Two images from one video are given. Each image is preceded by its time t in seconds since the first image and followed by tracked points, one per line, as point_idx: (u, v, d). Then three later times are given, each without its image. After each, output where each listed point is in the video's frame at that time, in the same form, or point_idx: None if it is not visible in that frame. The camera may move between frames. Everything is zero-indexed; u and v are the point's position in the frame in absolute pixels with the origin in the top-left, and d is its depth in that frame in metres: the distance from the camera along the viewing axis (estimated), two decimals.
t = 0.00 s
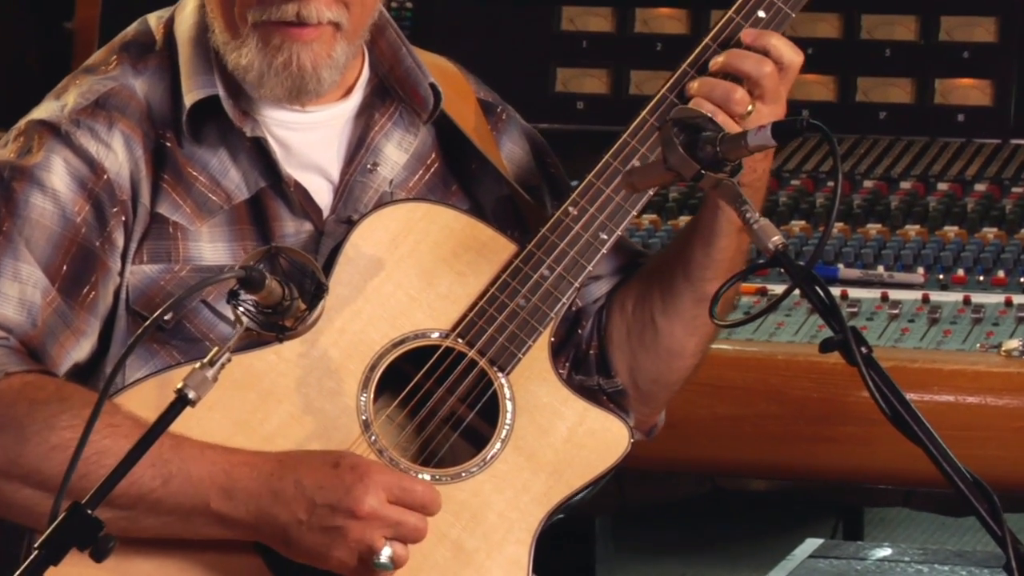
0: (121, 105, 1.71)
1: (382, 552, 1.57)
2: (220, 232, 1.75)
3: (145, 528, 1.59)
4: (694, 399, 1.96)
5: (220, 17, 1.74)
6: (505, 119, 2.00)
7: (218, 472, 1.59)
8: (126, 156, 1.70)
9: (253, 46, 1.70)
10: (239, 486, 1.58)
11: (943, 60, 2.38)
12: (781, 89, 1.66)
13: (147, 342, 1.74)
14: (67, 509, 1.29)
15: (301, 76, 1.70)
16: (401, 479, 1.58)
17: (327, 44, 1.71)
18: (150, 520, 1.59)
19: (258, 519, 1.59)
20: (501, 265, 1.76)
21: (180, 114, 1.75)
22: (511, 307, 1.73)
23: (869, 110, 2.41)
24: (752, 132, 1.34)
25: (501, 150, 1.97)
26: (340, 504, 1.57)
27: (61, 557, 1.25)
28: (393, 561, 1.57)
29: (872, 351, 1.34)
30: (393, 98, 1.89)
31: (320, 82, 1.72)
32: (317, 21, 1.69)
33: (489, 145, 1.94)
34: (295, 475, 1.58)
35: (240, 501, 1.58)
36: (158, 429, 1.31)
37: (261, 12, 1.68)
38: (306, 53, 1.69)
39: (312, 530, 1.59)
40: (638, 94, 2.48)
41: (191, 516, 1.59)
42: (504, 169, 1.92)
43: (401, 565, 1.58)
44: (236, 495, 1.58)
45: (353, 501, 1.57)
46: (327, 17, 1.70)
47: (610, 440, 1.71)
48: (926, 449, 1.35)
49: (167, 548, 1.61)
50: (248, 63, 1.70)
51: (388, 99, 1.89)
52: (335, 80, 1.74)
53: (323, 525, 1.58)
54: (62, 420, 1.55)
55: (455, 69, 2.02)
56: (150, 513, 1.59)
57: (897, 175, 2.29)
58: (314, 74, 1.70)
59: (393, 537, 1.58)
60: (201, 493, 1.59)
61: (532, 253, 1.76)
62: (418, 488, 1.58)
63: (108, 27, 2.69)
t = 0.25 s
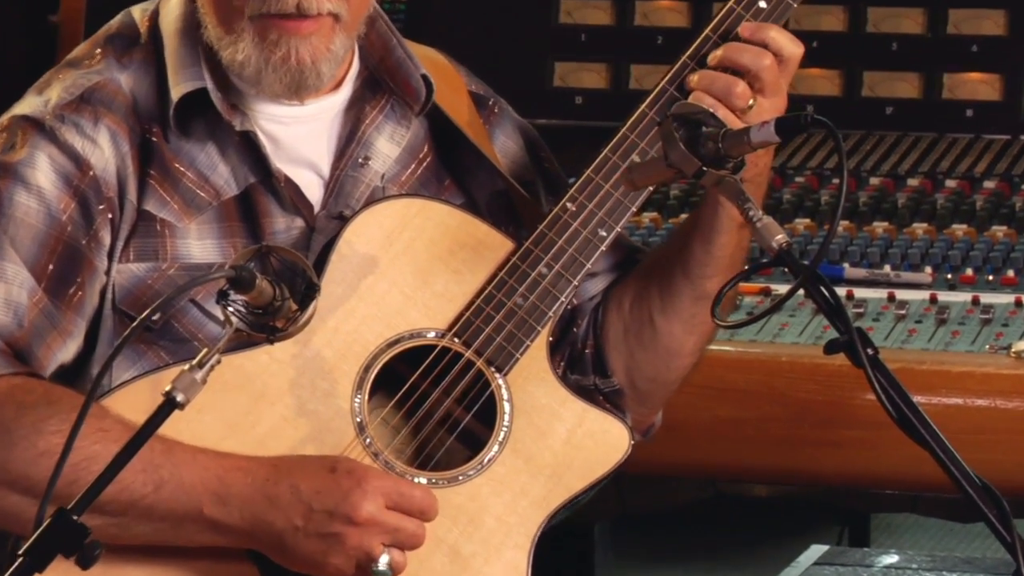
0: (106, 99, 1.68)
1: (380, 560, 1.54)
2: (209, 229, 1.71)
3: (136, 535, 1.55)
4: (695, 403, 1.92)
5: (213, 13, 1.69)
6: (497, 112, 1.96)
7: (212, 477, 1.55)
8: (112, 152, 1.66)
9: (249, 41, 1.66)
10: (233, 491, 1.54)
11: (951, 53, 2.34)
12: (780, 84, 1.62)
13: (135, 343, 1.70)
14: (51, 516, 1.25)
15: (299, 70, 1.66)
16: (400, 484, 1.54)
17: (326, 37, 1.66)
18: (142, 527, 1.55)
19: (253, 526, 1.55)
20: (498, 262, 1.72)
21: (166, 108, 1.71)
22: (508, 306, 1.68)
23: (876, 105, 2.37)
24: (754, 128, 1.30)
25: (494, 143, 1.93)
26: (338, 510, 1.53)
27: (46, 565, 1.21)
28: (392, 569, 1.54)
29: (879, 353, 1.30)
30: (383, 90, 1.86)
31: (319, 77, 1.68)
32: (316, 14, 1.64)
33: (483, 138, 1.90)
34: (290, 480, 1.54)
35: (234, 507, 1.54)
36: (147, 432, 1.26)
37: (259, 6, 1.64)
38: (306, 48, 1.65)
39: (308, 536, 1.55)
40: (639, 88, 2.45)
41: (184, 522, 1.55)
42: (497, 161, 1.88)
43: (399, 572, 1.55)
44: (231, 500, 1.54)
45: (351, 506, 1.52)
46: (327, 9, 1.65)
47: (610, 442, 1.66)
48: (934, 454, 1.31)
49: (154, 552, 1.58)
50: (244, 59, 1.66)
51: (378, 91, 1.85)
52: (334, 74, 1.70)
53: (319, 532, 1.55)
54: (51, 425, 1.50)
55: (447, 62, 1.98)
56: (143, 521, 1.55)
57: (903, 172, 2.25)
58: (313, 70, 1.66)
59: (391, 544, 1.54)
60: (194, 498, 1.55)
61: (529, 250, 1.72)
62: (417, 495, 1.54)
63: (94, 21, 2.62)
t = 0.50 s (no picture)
0: (88, 96, 1.66)
1: (369, 567, 1.51)
2: (192, 229, 1.70)
3: (118, 543, 1.51)
4: (695, 407, 1.87)
5: (197, 7, 1.66)
6: (488, 109, 1.92)
7: (196, 485, 1.50)
8: (93, 150, 1.64)
9: (233, 37, 1.62)
10: (218, 499, 1.50)
11: (957, 49, 2.30)
12: (781, 76, 1.58)
13: (119, 346, 1.67)
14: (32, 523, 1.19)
15: (284, 67, 1.62)
16: (388, 491, 1.51)
17: (311, 33, 1.63)
18: (124, 535, 1.51)
19: (239, 534, 1.51)
20: (490, 263, 1.68)
21: (149, 106, 1.70)
22: (500, 308, 1.64)
23: (878, 102, 2.33)
24: (755, 125, 1.26)
25: (485, 140, 1.90)
26: (326, 517, 1.50)
27: None
28: None
29: (882, 355, 1.26)
30: (372, 84, 1.82)
31: (304, 73, 1.65)
32: (302, 11, 1.61)
33: (474, 134, 1.87)
34: (276, 486, 1.50)
35: (220, 514, 1.50)
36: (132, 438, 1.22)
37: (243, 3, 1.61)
38: (290, 44, 1.61)
39: (294, 545, 1.52)
40: (636, 84, 2.42)
41: (167, 530, 1.52)
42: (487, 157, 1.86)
43: None
44: (216, 507, 1.50)
45: (339, 514, 1.49)
46: (314, 6, 1.61)
47: (605, 447, 1.62)
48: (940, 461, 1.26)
49: (138, 560, 1.53)
50: (229, 55, 1.63)
51: (367, 86, 1.82)
52: (319, 70, 1.66)
53: (306, 540, 1.52)
54: (30, 430, 1.47)
55: (438, 57, 1.93)
56: (125, 528, 1.51)
57: (907, 170, 2.20)
58: (299, 66, 1.63)
59: (380, 552, 1.51)
60: (177, 505, 1.51)
61: (522, 250, 1.67)
62: (409, 504, 1.51)
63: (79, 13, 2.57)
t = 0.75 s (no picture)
0: (65, 92, 1.62)
1: (360, 559, 1.46)
2: (174, 228, 1.66)
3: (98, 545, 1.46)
4: (690, 411, 1.84)
5: None
6: (475, 107, 1.89)
7: (174, 489, 1.45)
8: (71, 148, 1.61)
9: (213, 30, 1.59)
10: (199, 503, 1.45)
11: (958, 43, 2.27)
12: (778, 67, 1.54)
13: (98, 348, 1.64)
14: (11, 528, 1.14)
15: (266, 60, 1.59)
16: (373, 477, 1.48)
17: (294, 26, 1.60)
18: (104, 537, 1.46)
19: (219, 536, 1.46)
20: (479, 262, 1.64)
21: (129, 102, 1.67)
22: (489, 308, 1.61)
23: (878, 97, 2.28)
24: (753, 121, 1.23)
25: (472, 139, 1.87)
26: (315, 516, 1.47)
27: None
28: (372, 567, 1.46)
29: (882, 356, 1.22)
30: (359, 81, 1.78)
31: (287, 65, 1.61)
32: (285, 4, 1.59)
33: (461, 132, 1.84)
34: (259, 488, 1.46)
35: (201, 519, 1.46)
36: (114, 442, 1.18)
37: None
38: (273, 38, 1.58)
39: (282, 545, 1.48)
40: (629, 80, 2.38)
41: (147, 534, 1.47)
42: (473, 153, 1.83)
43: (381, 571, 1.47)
44: (197, 513, 1.46)
45: (328, 510, 1.47)
46: None
47: (597, 451, 1.58)
48: (941, 465, 1.23)
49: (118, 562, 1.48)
50: (208, 48, 1.59)
51: (354, 82, 1.78)
52: (304, 64, 1.64)
53: (293, 541, 1.48)
54: (7, 432, 1.44)
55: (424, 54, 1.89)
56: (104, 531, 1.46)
57: (907, 168, 2.17)
58: (282, 59, 1.60)
59: (370, 542, 1.47)
60: (157, 509, 1.46)
61: (512, 249, 1.64)
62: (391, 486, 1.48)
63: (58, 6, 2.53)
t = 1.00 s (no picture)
0: (47, 85, 1.58)
1: (347, 567, 1.43)
2: (159, 224, 1.62)
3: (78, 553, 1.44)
4: (689, 411, 1.82)
5: None
6: (468, 100, 1.84)
7: (156, 494, 1.41)
8: (53, 142, 1.57)
9: (188, 23, 1.56)
10: (183, 508, 1.41)
11: (962, 34, 2.22)
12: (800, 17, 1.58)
13: (80, 348, 1.60)
14: None
15: (241, 55, 1.56)
16: (360, 488, 1.44)
17: (271, 23, 1.57)
18: (84, 544, 1.43)
19: (203, 544, 1.43)
20: (469, 258, 1.60)
21: (113, 95, 1.63)
22: (480, 303, 1.57)
23: (880, 89, 2.24)
24: (750, 115, 1.21)
25: (466, 132, 1.83)
26: (302, 523, 1.43)
27: None
28: None
29: (882, 356, 1.18)
30: (348, 74, 1.74)
31: (263, 62, 1.58)
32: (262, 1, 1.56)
33: (455, 126, 1.79)
34: (245, 492, 1.42)
35: (185, 525, 1.43)
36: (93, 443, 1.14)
37: None
38: (248, 33, 1.56)
39: (268, 552, 1.45)
40: (624, 71, 2.35)
41: (127, 540, 1.43)
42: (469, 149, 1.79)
43: None
44: (179, 519, 1.42)
45: (316, 516, 1.43)
46: None
47: (592, 448, 1.54)
48: (942, 467, 1.19)
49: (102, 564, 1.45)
50: (184, 42, 1.57)
51: (343, 75, 1.74)
52: (279, 62, 1.61)
53: (279, 548, 1.45)
54: None
55: (412, 47, 1.85)
56: (79, 539, 1.43)
57: (910, 162, 2.12)
58: (257, 56, 1.57)
59: (358, 551, 1.43)
60: (139, 513, 1.42)
61: (503, 244, 1.60)
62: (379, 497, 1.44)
63: None
